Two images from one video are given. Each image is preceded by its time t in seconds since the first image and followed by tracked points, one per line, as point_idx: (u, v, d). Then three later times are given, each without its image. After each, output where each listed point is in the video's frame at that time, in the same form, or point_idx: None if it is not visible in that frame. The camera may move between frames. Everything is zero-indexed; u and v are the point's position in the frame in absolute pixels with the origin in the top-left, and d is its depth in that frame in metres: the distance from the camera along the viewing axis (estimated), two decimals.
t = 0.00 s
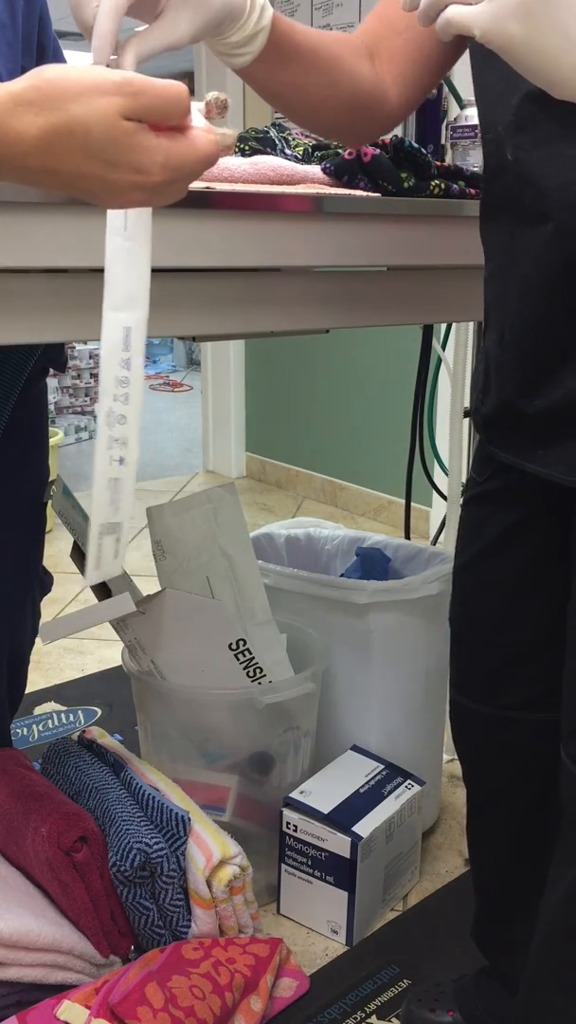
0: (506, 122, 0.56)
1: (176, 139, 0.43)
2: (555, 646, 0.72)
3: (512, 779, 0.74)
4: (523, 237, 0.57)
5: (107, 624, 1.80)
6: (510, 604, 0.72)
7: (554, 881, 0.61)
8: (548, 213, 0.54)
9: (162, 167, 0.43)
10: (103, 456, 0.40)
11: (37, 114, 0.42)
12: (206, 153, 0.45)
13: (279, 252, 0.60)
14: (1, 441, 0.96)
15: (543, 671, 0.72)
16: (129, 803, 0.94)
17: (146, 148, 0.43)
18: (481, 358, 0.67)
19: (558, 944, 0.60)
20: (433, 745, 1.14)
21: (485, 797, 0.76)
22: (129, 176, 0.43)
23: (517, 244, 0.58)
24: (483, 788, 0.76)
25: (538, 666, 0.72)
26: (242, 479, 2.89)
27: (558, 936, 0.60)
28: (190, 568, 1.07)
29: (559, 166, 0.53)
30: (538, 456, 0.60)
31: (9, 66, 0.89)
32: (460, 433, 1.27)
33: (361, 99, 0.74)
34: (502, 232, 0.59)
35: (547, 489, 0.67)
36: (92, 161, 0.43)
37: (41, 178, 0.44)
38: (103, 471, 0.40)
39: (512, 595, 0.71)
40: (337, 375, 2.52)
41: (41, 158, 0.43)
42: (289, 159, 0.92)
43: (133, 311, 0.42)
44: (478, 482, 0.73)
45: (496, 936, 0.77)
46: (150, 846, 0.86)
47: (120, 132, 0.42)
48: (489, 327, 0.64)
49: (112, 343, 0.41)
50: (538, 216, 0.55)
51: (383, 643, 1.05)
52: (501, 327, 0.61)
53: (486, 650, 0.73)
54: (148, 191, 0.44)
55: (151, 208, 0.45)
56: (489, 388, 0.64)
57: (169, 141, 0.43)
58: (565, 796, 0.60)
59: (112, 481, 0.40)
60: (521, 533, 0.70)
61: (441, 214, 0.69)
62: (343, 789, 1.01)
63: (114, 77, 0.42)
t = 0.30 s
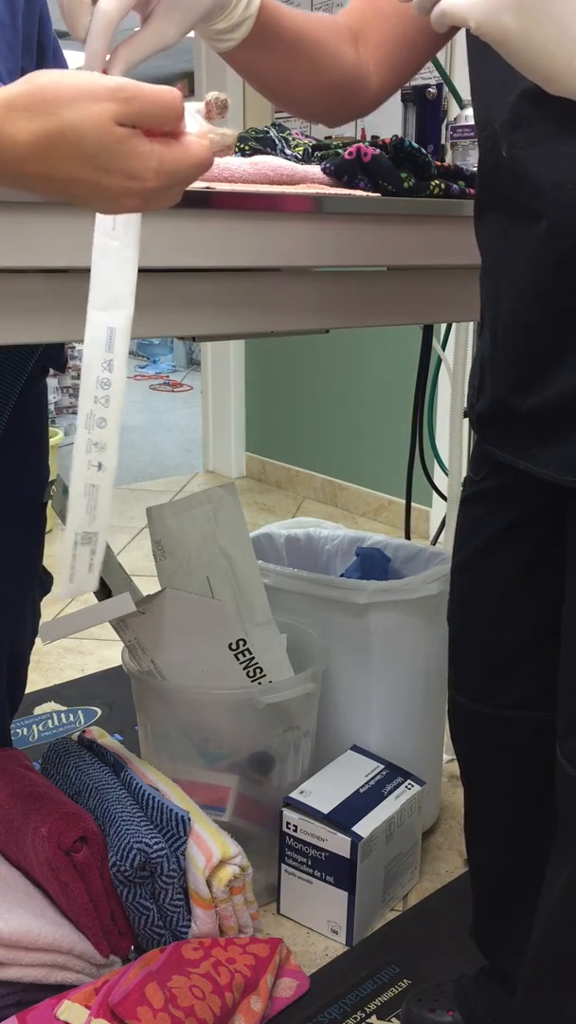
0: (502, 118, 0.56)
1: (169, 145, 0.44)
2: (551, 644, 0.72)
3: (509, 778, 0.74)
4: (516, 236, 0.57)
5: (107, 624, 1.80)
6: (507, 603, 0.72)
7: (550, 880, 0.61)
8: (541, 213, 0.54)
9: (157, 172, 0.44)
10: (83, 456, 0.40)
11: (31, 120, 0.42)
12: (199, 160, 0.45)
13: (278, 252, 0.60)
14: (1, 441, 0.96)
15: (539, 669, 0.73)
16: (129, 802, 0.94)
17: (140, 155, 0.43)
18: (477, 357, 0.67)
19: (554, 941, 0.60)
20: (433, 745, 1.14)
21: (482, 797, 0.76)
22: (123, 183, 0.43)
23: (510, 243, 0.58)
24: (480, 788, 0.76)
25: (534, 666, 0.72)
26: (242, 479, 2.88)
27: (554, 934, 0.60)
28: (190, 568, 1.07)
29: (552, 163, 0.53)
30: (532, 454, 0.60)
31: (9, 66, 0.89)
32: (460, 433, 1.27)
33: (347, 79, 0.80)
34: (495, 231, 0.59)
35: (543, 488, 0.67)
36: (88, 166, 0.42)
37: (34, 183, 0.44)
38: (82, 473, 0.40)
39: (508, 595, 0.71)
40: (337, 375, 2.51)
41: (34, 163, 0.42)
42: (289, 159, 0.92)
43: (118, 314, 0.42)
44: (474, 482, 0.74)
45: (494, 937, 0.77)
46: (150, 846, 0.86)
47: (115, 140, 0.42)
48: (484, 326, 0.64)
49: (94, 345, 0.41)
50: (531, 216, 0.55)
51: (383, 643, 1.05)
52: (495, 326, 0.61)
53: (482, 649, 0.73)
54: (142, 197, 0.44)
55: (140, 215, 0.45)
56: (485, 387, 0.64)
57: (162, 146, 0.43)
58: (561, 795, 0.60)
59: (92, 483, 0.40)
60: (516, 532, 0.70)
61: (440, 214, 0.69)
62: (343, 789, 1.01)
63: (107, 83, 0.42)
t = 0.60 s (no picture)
0: (501, 117, 0.56)
1: (165, 152, 0.43)
2: (549, 643, 0.72)
3: (507, 778, 0.74)
4: (512, 236, 0.57)
5: (107, 624, 1.80)
6: (505, 602, 0.72)
7: (549, 880, 0.61)
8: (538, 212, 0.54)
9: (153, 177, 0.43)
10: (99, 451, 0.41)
11: (27, 124, 0.42)
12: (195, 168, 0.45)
13: (278, 252, 0.60)
14: (1, 441, 0.96)
15: (536, 668, 0.73)
16: (129, 802, 0.94)
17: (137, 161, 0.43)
18: (475, 355, 0.67)
19: (553, 940, 0.60)
20: (433, 745, 1.14)
21: (480, 796, 0.76)
22: (118, 189, 0.43)
23: (507, 242, 0.58)
24: (479, 788, 0.76)
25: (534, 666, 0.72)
26: (242, 479, 2.88)
27: (553, 932, 0.60)
28: (190, 568, 1.07)
29: (551, 162, 0.53)
30: (530, 453, 0.60)
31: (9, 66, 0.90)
32: (460, 433, 1.27)
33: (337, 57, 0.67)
34: (492, 231, 0.60)
35: (541, 487, 0.67)
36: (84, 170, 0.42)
37: (31, 188, 0.44)
38: (99, 466, 0.41)
39: (506, 594, 0.72)
40: (338, 375, 2.52)
41: (30, 166, 0.43)
42: (289, 159, 0.92)
43: (124, 315, 0.42)
44: (471, 481, 0.74)
45: (493, 937, 0.77)
46: (150, 846, 0.86)
47: (110, 144, 0.42)
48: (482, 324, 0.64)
49: (102, 346, 0.42)
50: (527, 215, 0.55)
51: (383, 643, 1.05)
52: (492, 326, 0.61)
53: (481, 648, 0.73)
54: (138, 204, 0.44)
55: (141, 223, 0.45)
56: (483, 385, 0.64)
57: (158, 153, 0.43)
58: (560, 795, 0.60)
59: (109, 477, 0.41)
60: (514, 531, 0.70)
61: (440, 214, 0.69)
62: (343, 789, 1.01)
63: (105, 91, 0.42)
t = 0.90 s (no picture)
0: (502, 109, 0.56)
1: (163, 169, 0.43)
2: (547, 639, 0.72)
3: (507, 775, 0.74)
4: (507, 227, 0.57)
5: (107, 624, 1.80)
6: (504, 597, 0.71)
7: (549, 878, 0.61)
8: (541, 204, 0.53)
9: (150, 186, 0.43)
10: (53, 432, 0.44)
11: (23, 141, 0.42)
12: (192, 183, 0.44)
13: (278, 253, 0.60)
14: (1, 441, 0.96)
15: (537, 665, 0.73)
16: (129, 802, 0.94)
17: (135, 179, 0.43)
18: (474, 340, 0.66)
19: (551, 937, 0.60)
20: (433, 745, 1.14)
21: (479, 795, 0.76)
22: (115, 205, 0.43)
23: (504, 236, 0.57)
24: (478, 785, 0.76)
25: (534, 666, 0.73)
26: (242, 479, 2.88)
27: (552, 929, 0.60)
28: (189, 568, 1.07)
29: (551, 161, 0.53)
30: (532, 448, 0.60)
31: (10, 66, 0.92)
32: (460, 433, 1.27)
33: None
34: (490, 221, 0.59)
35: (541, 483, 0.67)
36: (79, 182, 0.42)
37: (29, 204, 0.44)
38: (51, 444, 0.45)
39: (505, 588, 0.71)
40: (338, 374, 2.52)
41: (26, 183, 0.43)
42: (289, 159, 0.92)
43: (92, 314, 0.45)
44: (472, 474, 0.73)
45: (493, 936, 0.77)
46: (150, 846, 0.86)
47: (105, 163, 0.42)
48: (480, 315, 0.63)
49: (68, 340, 0.45)
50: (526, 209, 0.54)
51: (383, 644, 1.05)
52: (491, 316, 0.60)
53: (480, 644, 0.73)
54: (134, 220, 0.44)
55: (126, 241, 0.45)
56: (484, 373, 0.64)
57: (154, 170, 0.43)
58: (559, 794, 0.60)
59: (58, 455, 0.44)
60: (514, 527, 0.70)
61: (439, 214, 0.69)
62: (343, 789, 1.01)
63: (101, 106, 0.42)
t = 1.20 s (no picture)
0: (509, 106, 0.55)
1: (155, 188, 0.40)
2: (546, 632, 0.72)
3: (506, 772, 0.74)
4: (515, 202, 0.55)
5: (107, 624, 1.80)
6: (502, 590, 0.71)
7: (548, 877, 0.61)
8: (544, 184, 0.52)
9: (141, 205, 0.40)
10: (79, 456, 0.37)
11: (11, 158, 0.38)
12: (183, 206, 0.41)
13: (278, 253, 0.60)
14: (1, 441, 0.96)
15: (537, 661, 0.73)
16: (129, 803, 0.94)
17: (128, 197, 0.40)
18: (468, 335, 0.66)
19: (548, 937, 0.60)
20: (433, 745, 1.14)
21: (478, 792, 0.76)
22: (105, 223, 0.40)
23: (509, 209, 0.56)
24: (476, 782, 0.76)
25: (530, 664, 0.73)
26: (242, 479, 2.88)
27: (549, 929, 0.60)
28: (189, 568, 1.07)
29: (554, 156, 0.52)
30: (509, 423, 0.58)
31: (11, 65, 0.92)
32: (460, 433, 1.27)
33: None
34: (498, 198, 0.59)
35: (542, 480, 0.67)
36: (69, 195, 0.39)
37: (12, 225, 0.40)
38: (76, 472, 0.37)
39: (503, 580, 0.71)
40: (338, 375, 2.51)
41: (10, 206, 0.39)
42: (289, 159, 0.92)
43: (109, 328, 0.39)
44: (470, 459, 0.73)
45: (491, 935, 0.77)
46: (150, 846, 0.86)
47: (95, 182, 0.39)
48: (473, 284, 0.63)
49: (85, 357, 0.38)
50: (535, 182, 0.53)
51: (383, 643, 1.05)
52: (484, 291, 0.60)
53: (478, 636, 0.73)
54: (125, 241, 0.41)
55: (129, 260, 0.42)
56: (478, 337, 0.62)
57: (147, 190, 0.40)
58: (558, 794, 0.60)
59: (86, 483, 0.37)
60: (512, 519, 0.70)
61: (441, 214, 0.69)
62: (343, 789, 1.01)
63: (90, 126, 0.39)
